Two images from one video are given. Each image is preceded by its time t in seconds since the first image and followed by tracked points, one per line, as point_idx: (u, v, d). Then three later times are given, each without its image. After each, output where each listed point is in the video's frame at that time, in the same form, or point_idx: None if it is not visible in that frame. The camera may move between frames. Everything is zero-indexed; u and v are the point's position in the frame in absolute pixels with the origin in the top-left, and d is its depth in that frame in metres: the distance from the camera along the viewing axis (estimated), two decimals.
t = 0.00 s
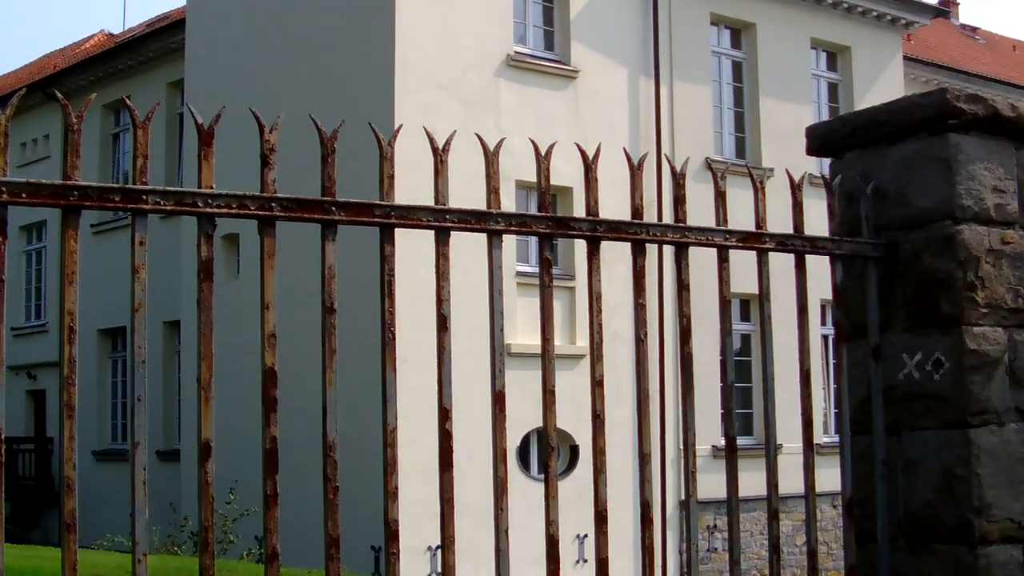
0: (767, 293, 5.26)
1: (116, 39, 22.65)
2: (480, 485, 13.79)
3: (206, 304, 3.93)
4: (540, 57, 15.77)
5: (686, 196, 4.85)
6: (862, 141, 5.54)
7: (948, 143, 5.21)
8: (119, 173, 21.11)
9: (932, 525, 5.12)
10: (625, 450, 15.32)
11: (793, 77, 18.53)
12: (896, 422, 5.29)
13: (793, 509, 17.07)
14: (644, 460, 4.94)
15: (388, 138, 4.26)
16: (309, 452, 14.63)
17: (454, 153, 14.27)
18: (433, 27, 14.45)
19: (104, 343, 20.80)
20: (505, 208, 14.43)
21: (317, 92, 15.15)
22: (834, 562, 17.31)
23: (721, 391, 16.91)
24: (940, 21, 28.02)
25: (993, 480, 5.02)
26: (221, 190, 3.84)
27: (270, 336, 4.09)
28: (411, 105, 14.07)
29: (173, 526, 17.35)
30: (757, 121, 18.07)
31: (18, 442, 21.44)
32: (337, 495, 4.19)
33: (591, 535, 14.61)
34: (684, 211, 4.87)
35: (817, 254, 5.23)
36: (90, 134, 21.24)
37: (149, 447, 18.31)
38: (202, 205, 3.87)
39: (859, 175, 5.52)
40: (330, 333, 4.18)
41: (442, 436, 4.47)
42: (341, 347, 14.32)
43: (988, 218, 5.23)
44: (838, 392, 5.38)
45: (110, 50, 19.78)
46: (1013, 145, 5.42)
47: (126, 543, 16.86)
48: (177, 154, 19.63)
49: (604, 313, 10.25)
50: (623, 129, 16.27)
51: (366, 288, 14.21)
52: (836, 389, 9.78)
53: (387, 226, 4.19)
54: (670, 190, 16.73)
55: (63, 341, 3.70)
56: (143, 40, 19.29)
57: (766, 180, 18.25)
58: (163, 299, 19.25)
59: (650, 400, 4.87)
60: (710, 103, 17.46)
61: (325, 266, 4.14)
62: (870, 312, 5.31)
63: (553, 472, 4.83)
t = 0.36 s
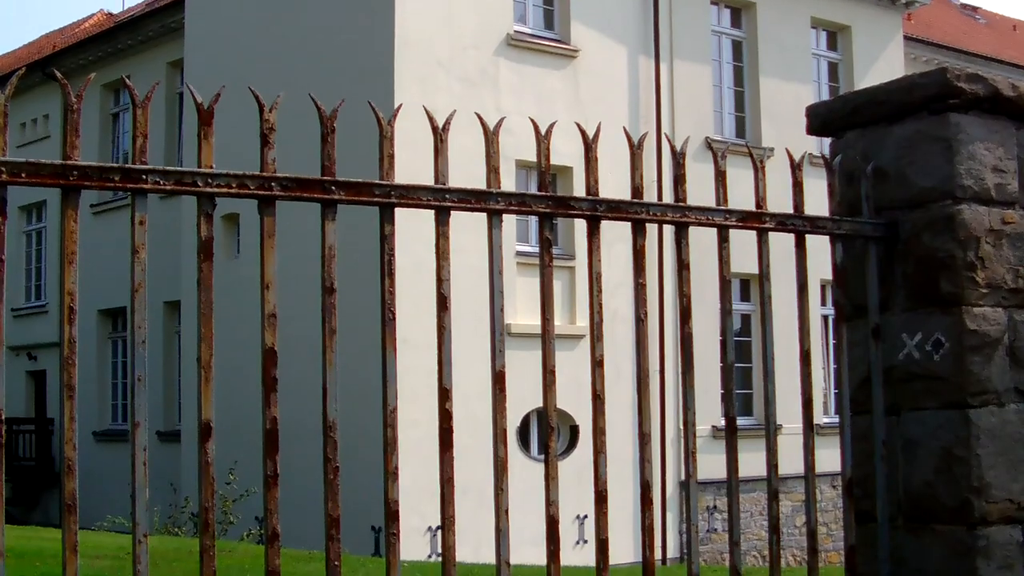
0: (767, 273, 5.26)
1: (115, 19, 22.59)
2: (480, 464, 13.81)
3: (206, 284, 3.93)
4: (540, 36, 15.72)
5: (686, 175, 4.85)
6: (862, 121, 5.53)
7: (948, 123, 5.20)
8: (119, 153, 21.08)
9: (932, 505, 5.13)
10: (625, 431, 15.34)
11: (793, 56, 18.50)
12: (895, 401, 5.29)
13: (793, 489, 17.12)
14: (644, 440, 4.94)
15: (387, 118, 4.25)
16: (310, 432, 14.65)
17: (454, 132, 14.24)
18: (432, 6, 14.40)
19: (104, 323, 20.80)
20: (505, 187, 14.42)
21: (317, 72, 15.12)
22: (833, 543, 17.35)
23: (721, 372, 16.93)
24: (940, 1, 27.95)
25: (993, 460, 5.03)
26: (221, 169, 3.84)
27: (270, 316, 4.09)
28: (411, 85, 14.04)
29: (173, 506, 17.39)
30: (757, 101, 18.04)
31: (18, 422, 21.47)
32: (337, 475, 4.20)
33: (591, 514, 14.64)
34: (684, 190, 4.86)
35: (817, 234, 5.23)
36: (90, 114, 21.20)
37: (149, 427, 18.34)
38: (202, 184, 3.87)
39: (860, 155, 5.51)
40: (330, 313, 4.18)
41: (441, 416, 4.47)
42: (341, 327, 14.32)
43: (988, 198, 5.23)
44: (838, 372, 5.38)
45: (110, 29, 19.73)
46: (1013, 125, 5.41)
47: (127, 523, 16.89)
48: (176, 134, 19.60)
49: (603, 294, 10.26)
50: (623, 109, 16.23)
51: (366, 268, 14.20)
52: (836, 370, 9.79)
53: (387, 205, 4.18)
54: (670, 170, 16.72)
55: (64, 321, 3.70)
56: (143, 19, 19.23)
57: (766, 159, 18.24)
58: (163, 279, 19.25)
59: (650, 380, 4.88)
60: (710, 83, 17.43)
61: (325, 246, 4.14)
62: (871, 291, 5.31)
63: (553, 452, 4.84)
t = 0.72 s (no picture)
0: (768, 249, 5.26)
1: None
2: (481, 440, 13.84)
3: (207, 260, 3.93)
4: (541, 11, 15.67)
5: (687, 150, 4.84)
6: (863, 96, 5.52)
7: (950, 99, 5.20)
8: (120, 129, 21.06)
9: (932, 480, 5.15)
10: (625, 406, 15.37)
11: (794, 32, 18.46)
12: (896, 377, 5.31)
13: (793, 465, 17.16)
14: (644, 415, 4.95)
15: (388, 93, 4.24)
16: (311, 408, 14.68)
17: (455, 108, 14.22)
18: None
19: (104, 299, 20.81)
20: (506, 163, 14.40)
21: (318, 47, 15.08)
22: (833, 518, 17.41)
23: (722, 347, 16.94)
24: None
25: (993, 436, 5.04)
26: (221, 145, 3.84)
27: (270, 292, 4.10)
28: (412, 61, 14.00)
29: (174, 482, 17.41)
30: (758, 77, 18.01)
31: (19, 398, 21.49)
32: (337, 451, 4.21)
33: (592, 490, 14.68)
34: (685, 165, 4.86)
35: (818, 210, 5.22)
36: (90, 90, 21.16)
37: (151, 403, 18.38)
38: (202, 160, 3.86)
39: (860, 131, 5.50)
40: (330, 289, 4.18)
41: (442, 392, 4.48)
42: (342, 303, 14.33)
43: (989, 174, 5.23)
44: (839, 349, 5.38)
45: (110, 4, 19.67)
46: (1014, 100, 5.41)
47: (128, 498, 16.93)
48: (177, 110, 19.58)
49: (602, 267, 10.27)
50: (624, 84, 16.20)
51: (367, 245, 14.20)
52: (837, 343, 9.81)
53: (388, 180, 4.18)
54: (671, 146, 16.71)
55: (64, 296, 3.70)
56: None
57: (767, 135, 18.22)
58: (164, 256, 19.25)
59: (651, 355, 4.89)
60: (711, 58, 17.39)
61: (325, 222, 4.14)
62: (871, 268, 5.31)
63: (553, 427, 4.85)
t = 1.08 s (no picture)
0: (768, 226, 5.25)
1: None
2: (481, 418, 13.86)
3: (207, 237, 3.94)
4: None
5: (687, 127, 4.84)
6: (864, 73, 5.50)
7: (950, 76, 5.19)
8: (119, 106, 21.01)
9: (932, 458, 5.16)
10: (625, 384, 15.40)
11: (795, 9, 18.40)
12: (896, 354, 5.31)
13: (793, 442, 17.20)
14: (644, 392, 4.95)
15: (387, 69, 4.23)
16: (311, 385, 14.70)
17: (455, 86, 14.18)
18: None
19: (104, 277, 20.82)
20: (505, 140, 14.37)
21: (317, 24, 15.03)
22: (833, 495, 17.44)
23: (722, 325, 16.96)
24: None
25: (992, 413, 5.05)
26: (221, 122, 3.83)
27: (270, 268, 4.10)
28: (411, 38, 13.95)
29: (175, 459, 17.44)
30: (758, 54, 17.96)
31: (20, 376, 21.52)
32: (338, 428, 4.21)
33: (592, 467, 14.71)
34: (685, 142, 4.85)
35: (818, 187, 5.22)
36: (90, 67, 21.11)
37: (151, 380, 18.43)
38: (202, 136, 3.86)
39: (860, 108, 5.50)
40: (330, 266, 4.19)
41: (443, 368, 4.50)
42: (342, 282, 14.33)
43: (989, 151, 5.23)
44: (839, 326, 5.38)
45: None
46: (1014, 77, 5.40)
47: (129, 475, 16.98)
48: (176, 87, 19.54)
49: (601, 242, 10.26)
50: (624, 61, 16.16)
51: (366, 223, 14.18)
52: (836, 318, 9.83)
53: (387, 157, 4.18)
54: (670, 123, 16.68)
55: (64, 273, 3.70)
56: None
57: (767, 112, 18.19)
58: (163, 233, 19.24)
59: (651, 332, 4.89)
60: (711, 35, 17.34)
61: (325, 197, 4.14)
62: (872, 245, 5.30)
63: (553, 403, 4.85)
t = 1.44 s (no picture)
0: (772, 202, 5.24)
1: None
2: (483, 394, 13.87)
3: (210, 213, 3.93)
4: None
5: (690, 103, 4.82)
6: (867, 49, 5.48)
7: (953, 52, 5.17)
8: (121, 83, 20.98)
9: (934, 435, 5.16)
10: (627, 361, 15.41)
11: None
12: (899, 330, 5.31)
13: (795, 419, 17.22)
14: (647, 369, 4.95)
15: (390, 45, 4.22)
16: (314, 362, 14.70)
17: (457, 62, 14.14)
18: None
19: (107, 254, 20.83)
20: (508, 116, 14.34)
21: None
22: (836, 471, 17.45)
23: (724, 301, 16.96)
24: None
25: (995, 389, 5.05)
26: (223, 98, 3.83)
27: (272, 245, 4.09)
28: (414, 13, 13.90)
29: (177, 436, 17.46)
30: (762, 29, 17.91)
31: (22, 353, 21.56)
32: (340, 404, 4.22)
33: (594, 443, 14.73)
34: (688, 118, 4.83)
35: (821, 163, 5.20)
36: (92, 43, 21.07)
37: (154, 356, 18.52)
38: (203, 113, 3.85)
39: (863, 84, 5.48)
40: (333, 242, 4.18)
41: (446, 344, 4.50)
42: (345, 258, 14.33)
43: (993, 127, 5.22)
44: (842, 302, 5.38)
45: None
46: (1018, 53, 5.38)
47: (131, 451, 17.02)
48: (179, 63, 19.51)
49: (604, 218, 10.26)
50: (627, 37, 16.11)
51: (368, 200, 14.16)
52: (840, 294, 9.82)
53: (389, 132, 4.16)
54: (673, 99, 16.65)
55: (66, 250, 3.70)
56: None
57: (771, 88, 18.14)
58: (165, 210, 19.24)
59: (654, 308, 4.88)
60: (714, 11, 17.28)
61: (328, 173, 4.13)
62: (875, 222, 5.30)
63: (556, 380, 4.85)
